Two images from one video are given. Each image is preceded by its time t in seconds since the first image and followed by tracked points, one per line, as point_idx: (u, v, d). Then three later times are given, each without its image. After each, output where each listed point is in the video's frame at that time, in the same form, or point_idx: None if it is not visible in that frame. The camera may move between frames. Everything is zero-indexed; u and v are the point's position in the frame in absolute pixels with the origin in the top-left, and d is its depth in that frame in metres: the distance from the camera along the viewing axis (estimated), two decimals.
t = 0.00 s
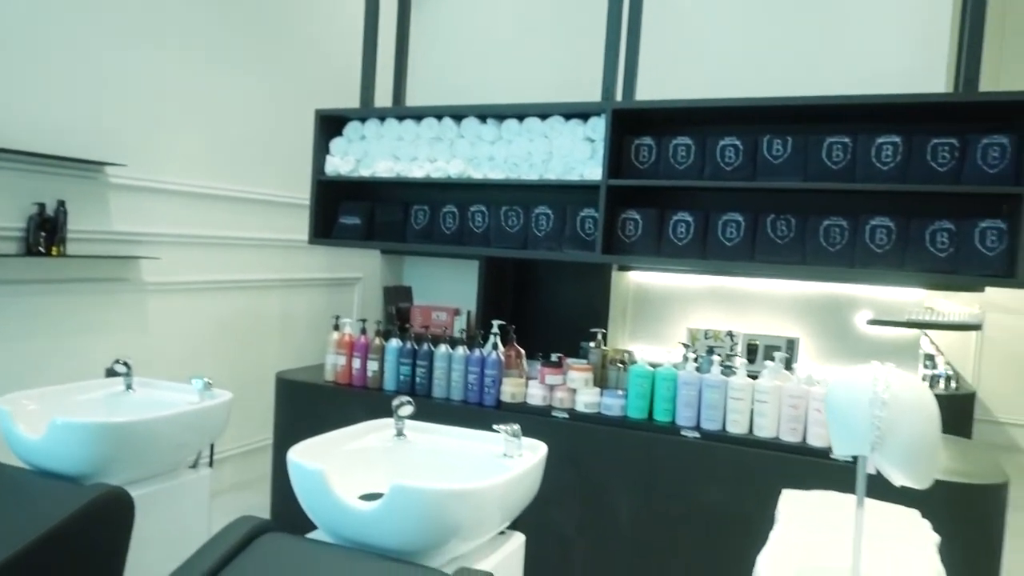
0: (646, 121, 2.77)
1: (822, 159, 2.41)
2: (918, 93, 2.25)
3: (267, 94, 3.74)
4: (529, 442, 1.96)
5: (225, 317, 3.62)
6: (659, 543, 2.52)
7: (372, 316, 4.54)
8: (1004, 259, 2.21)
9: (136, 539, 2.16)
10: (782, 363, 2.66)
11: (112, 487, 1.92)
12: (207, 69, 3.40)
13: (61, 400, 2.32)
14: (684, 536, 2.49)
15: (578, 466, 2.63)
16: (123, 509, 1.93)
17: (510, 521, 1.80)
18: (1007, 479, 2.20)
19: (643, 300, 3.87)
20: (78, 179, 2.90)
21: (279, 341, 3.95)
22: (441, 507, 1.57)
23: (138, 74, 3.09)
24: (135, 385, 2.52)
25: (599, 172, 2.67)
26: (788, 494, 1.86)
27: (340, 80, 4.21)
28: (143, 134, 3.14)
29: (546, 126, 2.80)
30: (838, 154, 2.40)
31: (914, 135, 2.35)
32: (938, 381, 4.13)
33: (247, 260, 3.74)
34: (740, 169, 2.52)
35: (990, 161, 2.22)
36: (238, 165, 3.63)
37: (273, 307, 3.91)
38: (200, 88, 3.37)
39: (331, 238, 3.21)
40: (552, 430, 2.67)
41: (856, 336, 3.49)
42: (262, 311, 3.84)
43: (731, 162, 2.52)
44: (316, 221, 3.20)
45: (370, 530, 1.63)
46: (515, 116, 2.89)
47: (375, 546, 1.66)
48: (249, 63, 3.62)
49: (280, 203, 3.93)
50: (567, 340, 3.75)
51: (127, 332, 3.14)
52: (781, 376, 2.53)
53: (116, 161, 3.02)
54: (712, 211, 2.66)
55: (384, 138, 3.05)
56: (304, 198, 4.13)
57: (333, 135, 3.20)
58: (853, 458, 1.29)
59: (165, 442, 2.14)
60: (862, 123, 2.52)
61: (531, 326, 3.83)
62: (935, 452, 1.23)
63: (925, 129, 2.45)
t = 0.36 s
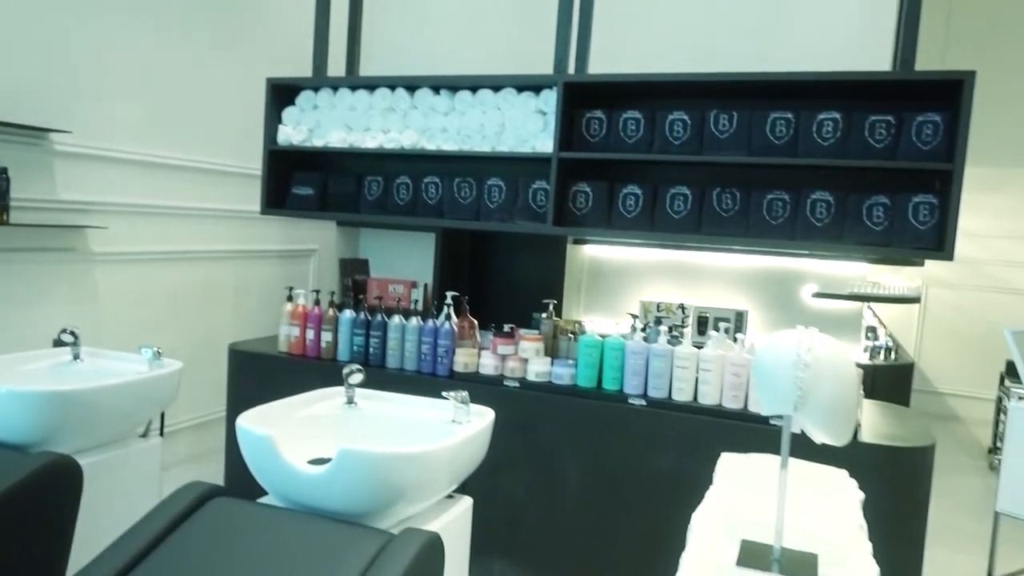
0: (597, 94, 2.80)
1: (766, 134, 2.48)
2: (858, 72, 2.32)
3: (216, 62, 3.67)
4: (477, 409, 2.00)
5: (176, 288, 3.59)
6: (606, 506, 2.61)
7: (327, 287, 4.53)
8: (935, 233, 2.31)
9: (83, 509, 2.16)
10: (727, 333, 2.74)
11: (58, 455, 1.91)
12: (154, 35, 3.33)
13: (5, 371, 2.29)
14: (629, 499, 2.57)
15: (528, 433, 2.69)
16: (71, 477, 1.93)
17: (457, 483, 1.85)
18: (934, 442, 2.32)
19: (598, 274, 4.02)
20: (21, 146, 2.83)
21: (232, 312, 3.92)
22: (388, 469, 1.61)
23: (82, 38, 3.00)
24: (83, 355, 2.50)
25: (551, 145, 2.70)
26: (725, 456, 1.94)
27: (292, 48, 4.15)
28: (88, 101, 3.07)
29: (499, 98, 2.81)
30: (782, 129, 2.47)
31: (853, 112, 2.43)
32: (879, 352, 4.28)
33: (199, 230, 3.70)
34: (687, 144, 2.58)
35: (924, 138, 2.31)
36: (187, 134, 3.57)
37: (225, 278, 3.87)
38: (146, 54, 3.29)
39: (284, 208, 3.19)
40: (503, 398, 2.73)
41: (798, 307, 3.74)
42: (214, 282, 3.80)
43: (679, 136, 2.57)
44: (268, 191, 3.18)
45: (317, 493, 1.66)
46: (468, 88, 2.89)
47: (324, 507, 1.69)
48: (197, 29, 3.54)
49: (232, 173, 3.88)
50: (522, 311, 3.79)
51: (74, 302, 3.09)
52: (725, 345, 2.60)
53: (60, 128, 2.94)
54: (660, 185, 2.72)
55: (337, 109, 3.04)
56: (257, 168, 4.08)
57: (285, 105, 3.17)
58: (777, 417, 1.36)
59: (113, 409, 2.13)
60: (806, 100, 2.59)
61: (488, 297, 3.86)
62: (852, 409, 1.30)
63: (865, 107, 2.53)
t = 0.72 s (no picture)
0: (558, 73, 2.83)
1: (721, 113, 2.53)
2: (809, 51, 2.38)
3: (175, 43, 3.63)
4: (439, 384, 2.04)
5: (140, 271, 3.56)
6: (569, 478, 2.68)
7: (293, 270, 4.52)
8: (882, 209, 2.39)
9: (46, 490, 2.16)
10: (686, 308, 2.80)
11: (21, 438, 1.92)
12: (111, 15, 3.28)
13: None
14: (592, 471, 2.65)
15: (493, 409, 2.75)
16: (37, 458, 1.95)
17: (420, 456, 1.89)
18: (883, 410, 2.41)
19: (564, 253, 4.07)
20: None
21: (198, 296, 3.91)
22: (350, 444, 1.64)
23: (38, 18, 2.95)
24: (45, 339, 2.49)
25: (512, 125, 2.73)
26: (682, 427, 2.01)
27: (252, 28, 4.11)
28: (46, 82, 3.02)
29: (460, 78, 2.83)
30: (736, 108, 2.52)
31: (806, 90, 2.49)
32: (838, 327, 4.40)
33: (163, 213, 3.68)
34: (646, 123, 2.62)
35: (873, 116, 2.38)
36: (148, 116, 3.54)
37: (190, 261, 3.86)
38: (104, 35, 3.25)
39: (247, 190, 3.19)
40: (468, 376, 2.77)
41: (757, 283, 3.87)
42: (179, 265, 3.79)
43: (637, 115, 2.62)
44: (231, 174, 3.17)
45: (281, 468, 1.69)
46: (429, 68, 2.91)
47: (288, 482, 1.72)
48: (155, 9, 3.49)
49: (195, 155, 3.85)
50: (488, 289, 3.78)
51: (36, 287, 3.06)
52: (684, 320, 2.66)
53: (18, 110, 2.89)
54: (620, 163, 2.76)
55: (298, 90, 3.03)
56: (219, 150, 4.05)
57: (247, 86, 3.15)
58: (722, 384, 1.42)
59: (75, 391, 2.14)
60: (760, 79, 2.65)
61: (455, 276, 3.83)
62: (792, 376, 1.36)
63: (817, 86, 2.59)
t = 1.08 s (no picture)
0: (515, 51, 2.85)
1: (675, 90, 2.58)
2: (758, 28, 2.43)
3: (127, 22, 3.57)
4: (399, 359, 2.07)
5: (98, 256, 3.52)
6: (531, 451, 2.74)
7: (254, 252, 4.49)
8: (829, 182, 2.46)
9: (5, 474, 2.15)
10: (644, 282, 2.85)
11: None
12: None
13: None
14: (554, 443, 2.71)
15: (456, 386, 2.79)
16: None
17: (381, 430, 1.93)
18: (832, 378, 2.49)
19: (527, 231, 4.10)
20: None
21: (158, 279, 3.87)
22: (311, 418, 1.67)
23: None
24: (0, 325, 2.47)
25: (469, 103, 2.75)
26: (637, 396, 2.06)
27: (207, 8, 4.05)
28: None
29: (418, 57, 2.83)
30: (689, 85, 2.57)
31: (756, 67, 2.54)
32: (795, 300, 4.50)
33: (120, 196, 3.63)
34: (601, 100, 2.66)
35: (820, 92, 2.44)
36: (102, 97, 3.48)
37: (149, 244, 3.82)
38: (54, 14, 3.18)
39: (204, 171, 3.17)
40: (430, 352, 2.81)
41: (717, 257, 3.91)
42: (138, 249, 3.75)
43: (593, 93, 2.65)
44: (188, 155, 3.15)
45: (242, 443, 1.72)
46: (387, 47, 2.90)
47: (250, 458, 1.74)
48: None
49: (151, 137, 3.80)
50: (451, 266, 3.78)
51: None
52: (641, 294, 2.71)
53: None
54: (577, 141, 2.80)
55: (255, 69, 3.01)
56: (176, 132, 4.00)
57: (202, 66, 3.12)
58: (668, 351, 1.47)
59: (33, 375, 2.12)
60: (713, 56, 2.70)
61: (418, 253, 3.83)
62: (733, 342, 1.44)
63: (767, 63, 2.65)
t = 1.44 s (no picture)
0: (485, 37, 2.86)
1: (643, 76, 2.61)
2: (724, 16, 2.47)
3: (91, 6, 3.51)
4: (370, 344, 2.08)
5: (66, 243, 3.48)
6: (503, 434, 2.77)
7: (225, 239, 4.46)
8: (792, 168, 2.51)
9: None
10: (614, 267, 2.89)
11: None
12: None
13: None
14: (524, 426, 2.75)
15: (428, 370, 2.81)
16: None
17: (351, 413, 1.95)
18: (795, 359, 2.55)
19: (499, 217, 4.12)
20: None
21: (127, 266, 3.84)
22: (282, 402, 1.69)
23: None
24: None
25: (439, 89, 2.76)
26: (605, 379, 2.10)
27: None
28: None
29: (387, 43, 2.83)
30: (657, 72, 2.60)
31: (722, 55, 2.58)
32: (763, 286, 4.58)
33: (88, 183, 3.59)
34: (571, 86, 2.68)
35: (784, 79, 2.49)
36: (67, 82, 3.42)
37: (118, 231, 3.78)
38: None
39: (173, 157, 3.15)
40: (402, 337, 2.83)
41: (687, 244, 3.97)
42: (107, 236, 3.71)
43: (562, 79, 2.67)
44: (156, 141, 3.12)
45: (212, 428, 1.73)
46: (356, 33, 2.90)
47: (221, 441, 1.75)
48: None
49: (118, 123, 3.76)
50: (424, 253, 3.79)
51: None
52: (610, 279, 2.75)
53: None
54: (547, 127, 2.82)
55: (223, 54, 2.99)
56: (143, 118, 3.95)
57: (169, 50, 3.09)
58: (631, 332, 1.51)
59: None
60: (680, 43, 2.73)
61: (390, 239, 3.83)
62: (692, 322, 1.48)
63: (732, 50, 2.69)
